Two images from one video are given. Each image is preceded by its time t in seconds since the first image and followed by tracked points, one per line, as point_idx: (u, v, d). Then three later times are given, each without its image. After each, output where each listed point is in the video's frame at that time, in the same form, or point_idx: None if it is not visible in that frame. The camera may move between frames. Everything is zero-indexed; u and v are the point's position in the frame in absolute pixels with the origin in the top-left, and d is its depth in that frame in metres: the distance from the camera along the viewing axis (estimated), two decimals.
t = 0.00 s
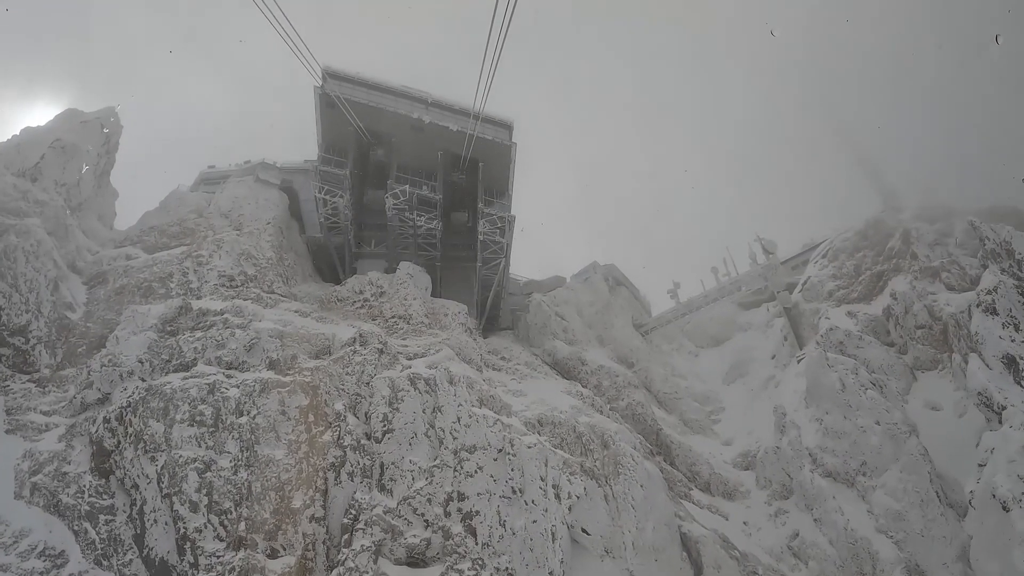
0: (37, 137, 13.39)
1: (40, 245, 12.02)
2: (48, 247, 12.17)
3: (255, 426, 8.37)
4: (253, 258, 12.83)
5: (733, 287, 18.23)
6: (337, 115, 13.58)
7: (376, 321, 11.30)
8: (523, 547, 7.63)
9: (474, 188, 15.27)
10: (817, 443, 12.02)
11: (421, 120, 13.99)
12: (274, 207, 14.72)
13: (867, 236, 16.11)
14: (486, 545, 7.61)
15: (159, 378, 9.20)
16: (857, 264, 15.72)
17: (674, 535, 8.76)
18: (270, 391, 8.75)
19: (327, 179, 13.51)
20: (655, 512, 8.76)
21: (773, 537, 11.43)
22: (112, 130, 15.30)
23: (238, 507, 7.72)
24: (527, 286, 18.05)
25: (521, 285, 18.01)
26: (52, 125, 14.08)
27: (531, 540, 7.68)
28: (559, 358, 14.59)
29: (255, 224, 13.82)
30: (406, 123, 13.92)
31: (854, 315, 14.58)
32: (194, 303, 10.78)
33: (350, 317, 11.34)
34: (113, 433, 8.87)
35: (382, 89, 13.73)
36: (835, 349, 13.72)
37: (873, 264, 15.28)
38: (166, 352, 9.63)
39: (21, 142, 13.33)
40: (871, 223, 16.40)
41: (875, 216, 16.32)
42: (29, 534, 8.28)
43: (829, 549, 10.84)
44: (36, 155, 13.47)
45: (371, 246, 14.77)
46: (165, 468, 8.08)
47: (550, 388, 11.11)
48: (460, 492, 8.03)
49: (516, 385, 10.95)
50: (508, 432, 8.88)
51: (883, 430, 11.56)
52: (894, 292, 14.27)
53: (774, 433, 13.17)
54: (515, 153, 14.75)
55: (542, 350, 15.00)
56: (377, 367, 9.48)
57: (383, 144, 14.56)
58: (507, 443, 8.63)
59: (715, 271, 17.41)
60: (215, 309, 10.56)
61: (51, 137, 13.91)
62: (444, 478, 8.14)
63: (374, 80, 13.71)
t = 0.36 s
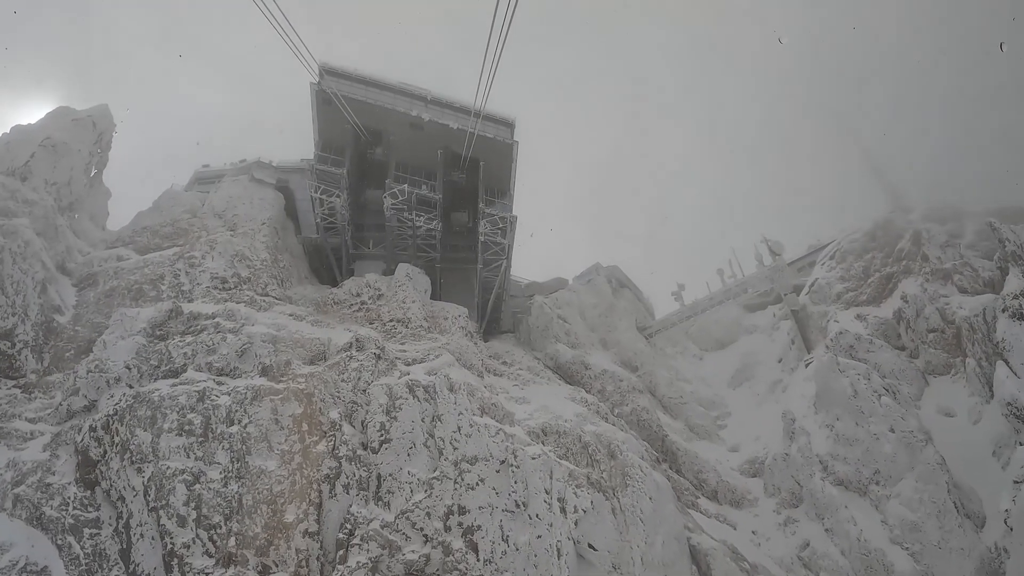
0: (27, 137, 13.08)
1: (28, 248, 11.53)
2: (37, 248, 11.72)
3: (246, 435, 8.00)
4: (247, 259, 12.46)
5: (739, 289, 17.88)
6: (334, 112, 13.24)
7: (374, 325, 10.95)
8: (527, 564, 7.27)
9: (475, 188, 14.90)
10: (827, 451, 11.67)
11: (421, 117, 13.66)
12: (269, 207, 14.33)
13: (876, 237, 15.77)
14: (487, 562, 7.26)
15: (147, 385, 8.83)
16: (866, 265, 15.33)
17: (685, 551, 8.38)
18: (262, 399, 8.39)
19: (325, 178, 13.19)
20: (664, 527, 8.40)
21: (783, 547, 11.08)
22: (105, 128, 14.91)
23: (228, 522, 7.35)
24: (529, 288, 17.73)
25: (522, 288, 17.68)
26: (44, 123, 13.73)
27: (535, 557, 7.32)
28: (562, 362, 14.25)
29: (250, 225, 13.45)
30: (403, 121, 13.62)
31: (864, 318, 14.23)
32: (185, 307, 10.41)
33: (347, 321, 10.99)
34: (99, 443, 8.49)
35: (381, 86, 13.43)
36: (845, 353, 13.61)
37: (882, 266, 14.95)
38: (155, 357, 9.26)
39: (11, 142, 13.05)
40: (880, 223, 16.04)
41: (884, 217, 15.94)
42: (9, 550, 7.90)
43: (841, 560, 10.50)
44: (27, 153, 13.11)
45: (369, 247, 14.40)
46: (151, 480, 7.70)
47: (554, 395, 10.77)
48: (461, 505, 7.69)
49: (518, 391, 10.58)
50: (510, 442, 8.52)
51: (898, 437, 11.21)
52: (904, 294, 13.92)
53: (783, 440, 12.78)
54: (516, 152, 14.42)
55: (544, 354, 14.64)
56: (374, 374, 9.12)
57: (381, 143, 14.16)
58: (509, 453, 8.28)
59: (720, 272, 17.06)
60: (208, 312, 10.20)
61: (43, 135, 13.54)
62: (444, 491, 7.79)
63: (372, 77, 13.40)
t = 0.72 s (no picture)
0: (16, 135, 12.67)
1: (16, 248, 11.14)
2: (25, 249, 11.33)
3: (237, 445, 7.65)
4: (241, 260, 12.10)
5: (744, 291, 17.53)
6: (330, 109, 12.89)
7: (372, 329, 10.61)
8: None
9: (476, 187, 14.55)
10: (839, 457, 11.33)
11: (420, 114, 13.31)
12: (265, 206, 13.94)
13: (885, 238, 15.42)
14: None
15: (135, 391, 8.47)
16: (874, 267, 14.79)
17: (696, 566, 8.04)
18: (254, 407, 8.04)
19: (321, 177, 12.86)
20: (674, 541, 8.05)
21: (793, 557, 10.74)
22: (98, 125, 14.49)
23: (218, 537, 6.99)
24: (530, 289, 17.42)
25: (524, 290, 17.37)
26: (35, 120, 13.30)
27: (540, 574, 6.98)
28: (565, 366, 13.90)
29: (244, 224, 13.09)
30: (402, 117, 13.25)
31: (873, 320, 13.89)
32: (176, 310, 10.05)
33: (344, 325, 10.65)
34: (84, 452, 8.13)
35: (378, 82, 13.09)
36: (856, 357, 13.36)
37: (892, 266, 14.44)
38: (143, 362, 8.90)
39: None
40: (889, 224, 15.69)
41: (892, 215, 15.11)
42: None
43: (854, 570, 10.19)
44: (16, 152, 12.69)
45: (366, 247, 14.03)
46: (137, 493, 7.34)
47: (558, 401, 10.43)
48: (461, 519, 7.36)
49: (521, 398, 10.24)
50: (513, 452, 8.18)
51: (913, 445, 10.86)
52: (915, 296, 13.59)
53: (792, 446, 12.44)
54: (518, 150, 14.08)
55: (546, 357, 14.29)
56: (372, 381, 8.78)
57: (380, 140, 13.80)
58: (512, 464, 7.94)
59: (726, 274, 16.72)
60: (199, 316, 9.84)
61: (33, 132, 13.11)
62: (444, 504, 7.46)
63: (369, 73, 13.06)
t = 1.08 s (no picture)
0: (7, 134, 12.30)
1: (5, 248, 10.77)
2: (12, 249, 10.95)
3: (227, 456, 7.31)
4: (234, 261, 11.75)
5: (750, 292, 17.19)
6: (327, 106, 12.60)
7: (369, 333, 10.26)
8: None
9: (476, 186, 14.22)
10: (850, 464, 11.02)
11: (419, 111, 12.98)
12: (260, 206, 13.59)
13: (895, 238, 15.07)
14: None
15: (123, 399, 8.13)
16: (883, 267, 14.43)
17: None
18: (245, 415, 7.70)
19: (316, 175, 12.49)
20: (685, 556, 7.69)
21: (804, 567, 10.40)
22: (90, 124, 14.11)
23: (207, 553, 6.63)
24: (532, 291, 17.10)
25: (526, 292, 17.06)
26: (25, 119, 12.92)
27: None
28: (568, 369, 13.57)
29: (239, 225, 12.74)
30: (401, 114, 12.93)
31: (883, 323, 13.56)
32: (166, 313, 9.70)
33: (341, 329, 10.30)
34: (68, 463, 7.77)
35: (377, 78, 12.77)
36: (866, 362, 12.91)
37: (901, 267, 14.08)
38: (131, 368, 8.55)
39: None
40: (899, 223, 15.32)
41: (901, 215, 14.83)
42: None
43: None
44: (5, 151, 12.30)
45: (364, 248, 13.69)
46: (122, 506, 6.99)
47: (562, 408, 10.08)
48: (463, 534, 7.03)
49: (524, 405, 9.89)
50: (516, 463, 7.84)
51: (929, 452, 10.55)
52: (926, 298, 13.24)
53: (801, 452, 12.10)
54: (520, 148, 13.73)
55: (548, 361, 13.94)
56: (369, 388, 8.44)
57: (378, 138, 13.45)
58: (515, 476, 7.62)
59: (732, 275, 16.38)
60: (191, 320, 9.49)
61: (23, 131, 12.72)
62: (444, 519, 7.13)
63: (367, 70, 12.76)
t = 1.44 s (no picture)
0: None
1: None
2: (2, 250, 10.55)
3: (217, 468, 6.97)
4: (227, 263, 11.41)
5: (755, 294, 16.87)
6: (323, 103, 12.28)
7: (366, 338, 9.94)
8: None
9: (476, 185, 13.90)
10: (861, 471, 10.72)
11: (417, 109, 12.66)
12: (255, 206, 13.27)
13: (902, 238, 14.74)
14: None
15: (108, 407, 7.79)
16: (892, 268, 14.08)
17: None
18: (236, 425, 7.36)
19: (310, 173, 12.08)
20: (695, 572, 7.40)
21: None
22: (79, 122, 13.69)
23: (194, 571, 6.30)
24: (532, 293, 16.82)
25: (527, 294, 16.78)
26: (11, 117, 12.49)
27: None
28: (570, 373, 13.26)
29: (232, 225, 12.40)
30: (400, 111, 12.59)
31: (893, 325, 13.25)
32: (155, 317, 9.34)
33: (337, 333, 9.98)
34: (50, 475, 7.43)
35: (373, 75, 12.46)
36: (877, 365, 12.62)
37: (909, 269, 13.72)
38: (118, 375, 8.20)
39: None
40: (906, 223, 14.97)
41: (908, 215, 14.31)
42: None
43: None
44: None
45: (361, 249, 13.40)
46: (107, 521, 6.66)
47: (565, 415, 9.77)
48: (464, 550, 6.75)
49: (526, 413, 9.59)
50: (519, 474, 7.52)
51: (945, 460, 10.13)
52: (937, 300, 12.93)
53: (810, 459, 11.80)
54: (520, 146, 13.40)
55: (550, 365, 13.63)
56: (365, 397, 8.15)
57: (376, 135, 13.06)
58: (518, 488, 7.30)
59: (736, 276, 16.05)
60: (181, 324, 9.15)
61: (9, 130, 12.31)
62: (445, 534, 6.84)
63: (364, 66, 12.45)
